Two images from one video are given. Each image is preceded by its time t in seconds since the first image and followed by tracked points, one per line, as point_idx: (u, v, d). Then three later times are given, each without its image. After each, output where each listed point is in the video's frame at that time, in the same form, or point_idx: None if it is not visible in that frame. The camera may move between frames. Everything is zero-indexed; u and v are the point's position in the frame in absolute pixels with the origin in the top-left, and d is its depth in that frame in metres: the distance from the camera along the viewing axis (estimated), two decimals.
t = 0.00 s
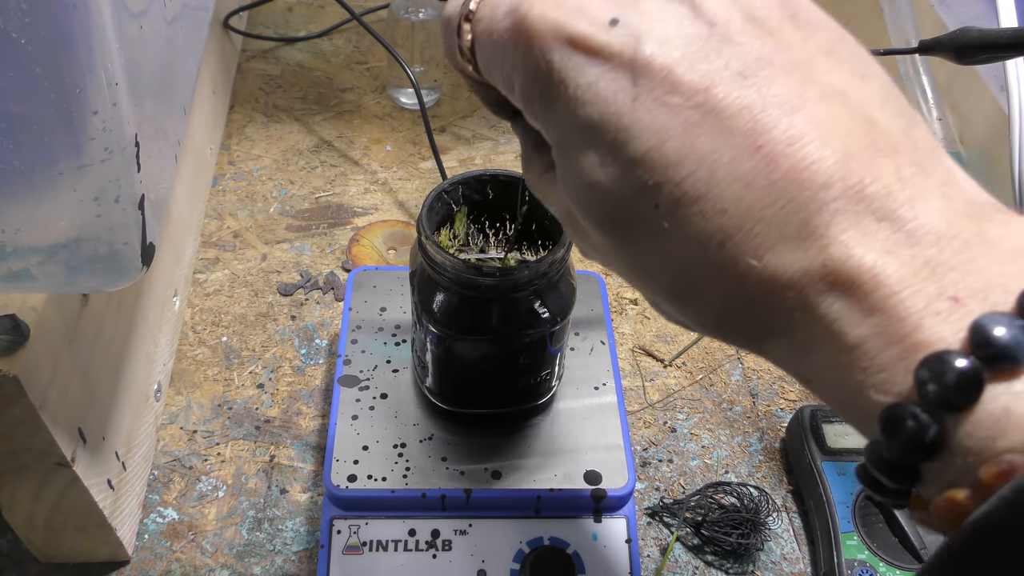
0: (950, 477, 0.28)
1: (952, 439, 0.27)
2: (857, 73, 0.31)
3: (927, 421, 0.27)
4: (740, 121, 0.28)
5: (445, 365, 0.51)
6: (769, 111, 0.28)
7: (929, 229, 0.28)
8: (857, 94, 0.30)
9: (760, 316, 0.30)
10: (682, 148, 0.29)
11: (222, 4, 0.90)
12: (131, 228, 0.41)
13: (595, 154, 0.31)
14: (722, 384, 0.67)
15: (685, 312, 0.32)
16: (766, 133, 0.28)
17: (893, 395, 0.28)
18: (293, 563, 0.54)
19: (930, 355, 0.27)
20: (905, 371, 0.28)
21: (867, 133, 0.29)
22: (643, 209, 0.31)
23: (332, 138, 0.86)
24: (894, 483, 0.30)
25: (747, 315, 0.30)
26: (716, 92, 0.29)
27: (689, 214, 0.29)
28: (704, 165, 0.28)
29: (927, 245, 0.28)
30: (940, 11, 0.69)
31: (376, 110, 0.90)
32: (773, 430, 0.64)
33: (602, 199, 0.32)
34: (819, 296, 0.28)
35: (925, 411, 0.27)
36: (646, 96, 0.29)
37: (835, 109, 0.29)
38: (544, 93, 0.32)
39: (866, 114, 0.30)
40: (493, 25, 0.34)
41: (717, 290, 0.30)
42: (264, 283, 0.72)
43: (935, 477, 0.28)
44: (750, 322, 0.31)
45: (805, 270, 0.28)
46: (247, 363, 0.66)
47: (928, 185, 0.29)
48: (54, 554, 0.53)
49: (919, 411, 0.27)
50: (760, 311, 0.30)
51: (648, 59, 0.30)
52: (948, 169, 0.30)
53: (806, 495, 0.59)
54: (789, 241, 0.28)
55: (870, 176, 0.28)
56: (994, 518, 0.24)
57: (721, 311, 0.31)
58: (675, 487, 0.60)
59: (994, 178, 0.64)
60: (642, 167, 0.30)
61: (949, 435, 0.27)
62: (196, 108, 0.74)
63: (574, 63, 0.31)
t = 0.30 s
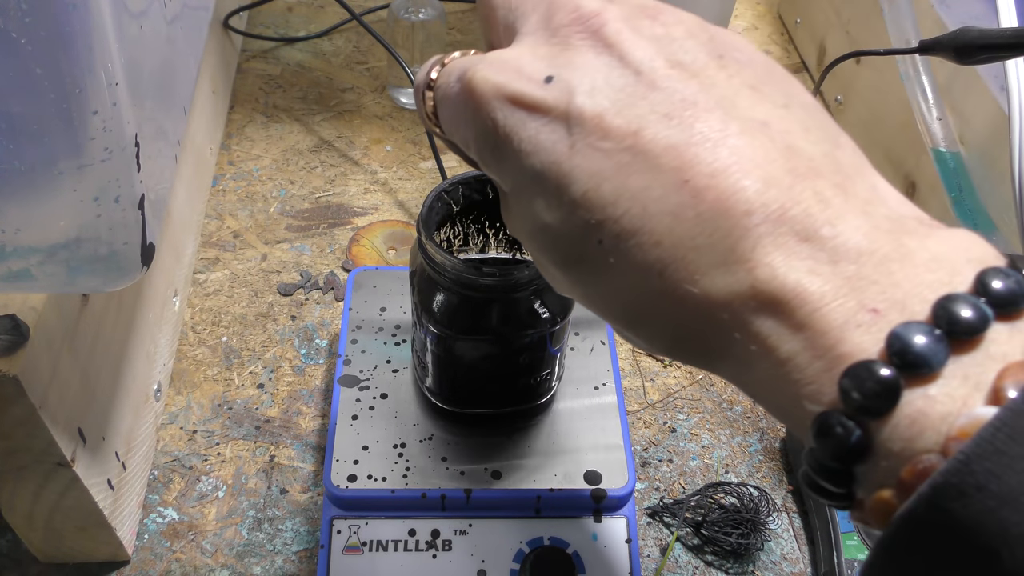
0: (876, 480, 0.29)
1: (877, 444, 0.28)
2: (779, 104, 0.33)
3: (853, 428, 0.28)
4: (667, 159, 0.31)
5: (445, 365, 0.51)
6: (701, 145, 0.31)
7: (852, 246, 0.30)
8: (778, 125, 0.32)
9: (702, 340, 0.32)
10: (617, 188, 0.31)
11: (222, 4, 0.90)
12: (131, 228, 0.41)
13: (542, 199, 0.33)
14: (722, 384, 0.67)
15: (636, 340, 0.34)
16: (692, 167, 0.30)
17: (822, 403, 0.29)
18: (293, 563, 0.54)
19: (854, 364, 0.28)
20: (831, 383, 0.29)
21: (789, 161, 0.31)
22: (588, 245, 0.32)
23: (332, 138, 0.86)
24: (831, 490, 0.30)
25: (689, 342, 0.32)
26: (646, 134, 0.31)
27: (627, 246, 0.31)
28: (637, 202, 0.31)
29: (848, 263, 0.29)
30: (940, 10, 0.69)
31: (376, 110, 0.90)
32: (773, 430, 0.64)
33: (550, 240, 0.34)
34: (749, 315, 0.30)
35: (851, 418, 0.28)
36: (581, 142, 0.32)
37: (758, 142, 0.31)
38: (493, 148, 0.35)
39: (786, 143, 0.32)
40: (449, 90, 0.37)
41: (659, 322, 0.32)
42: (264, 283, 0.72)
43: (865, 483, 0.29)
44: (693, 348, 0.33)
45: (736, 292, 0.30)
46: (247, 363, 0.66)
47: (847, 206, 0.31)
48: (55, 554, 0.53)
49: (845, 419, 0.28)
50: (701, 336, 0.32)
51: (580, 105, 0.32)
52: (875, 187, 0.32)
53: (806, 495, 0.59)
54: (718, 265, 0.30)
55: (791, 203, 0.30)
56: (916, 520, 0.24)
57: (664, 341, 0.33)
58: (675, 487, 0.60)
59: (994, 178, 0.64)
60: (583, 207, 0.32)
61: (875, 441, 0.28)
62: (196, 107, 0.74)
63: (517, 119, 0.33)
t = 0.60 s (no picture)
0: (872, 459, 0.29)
1: (872, 420, 0.29)
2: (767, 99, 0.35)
3: (848, 404, 0.28)
4: (659, 136, 0.31)
5: (445, 365, 0.51)
6: (688, 126, 0.31)
7: (842, 225, 0.30)
8: (767, 112, 0.34)
9: (690, 316, 0.33)
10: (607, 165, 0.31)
11: (222, 4, 0.90)
12: (131, 228, 0.41)
13: (534, 179, 0.33)
14: (722, 384, 0.67)
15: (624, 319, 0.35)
16: (681, 143, 0.31)
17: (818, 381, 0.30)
18: (293, 563, 0.54)
19: (849, 341, 0.29)
20: (826, 355, 0.30)
21: (777, 144, 0.32)
22: (578, 223, 0.32)
23: (332, 138, 0.86)
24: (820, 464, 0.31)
25: (677, 319, 0.33)
26: (637, 116, 0.32)
27: (617, 222, 0.31)
28: (629, 175, 0.31)
29: (842, 239, 0.30)
30: (940, 10, 0.69)
31: (375, 110, 0.90)
32: (773, 430, 0.64)
33: (538, 223, 0.34)
34: (744, 292, 0.31)
35: (846, 395, 0.29)
36: (576, 123, 0.32)
37: (750, 125, 0.33)
38: (489, 136, 0.35)
39: (777, 129, 0.33)
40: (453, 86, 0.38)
41: (647, 300, 0.33)
42: (264, 283, 0.72)
43: (857, 459, 0.30)
44: (681, 324, 0.33)
45: (729, 270, 0.31)
46: (247, 363, 0.66)
47: (840, 187, 0.32)
48: (55, 555, 0.53)
49: (841, 394, 0.29)
50: (690, 313, 0.33)
51: (574, 91, 0.33)
52: (863, 176, 0.33)
53: (806, 495, 0.59)
54: (710, 240, 0.31)
55: (781, 178, 0.31)
56: (911, 503, 0.24)
57: (653, 318, 0.34)
58: (675, 487, 0.60)
59: (994, 178, 0.64)
60: (573, 184, 0.32)
61: (868, 417, 0.29)
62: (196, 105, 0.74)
63: (510, 105, 0.34)
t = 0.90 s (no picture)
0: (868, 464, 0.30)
1: (870, 426, 0.29)
2: (800, 110, 0.35)
3: (851, 409, 0.29)
4: (688, 138, 0.32)
5: (445, 364, 0.51)
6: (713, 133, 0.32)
7: (855, 237, 0.31)
8: (796, 124, 0.34)
9: (701, 315, 0.32)
10: (637, 159, 0.31)
11: (222, 5, 0.90)
12: (131, 228, 0.41)
13: (562, 164, 0.33)
14: (722, 385, 0.67)
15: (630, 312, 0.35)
16: (708, 147, 0.31)
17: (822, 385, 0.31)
18: (293, 563, 0.54)
19: (854, 348, 0.29)
20: (834, 360, 0.30)
21: (804, 158, 0.32)
22: (599, 216, 0.32)
23: (332, 138, 0.86)
24: (820, 468, 0.31)
25: (687, 315, 0.33)
26: (670, 114, 0.32)
27: (640, 216, 0.31)
28: (656, 171, 0.31)
29: (855, 251, 0.31)
30: (940, 10, 0.69)
31: (376, 110, 0.90)
32: (773, 430, 0.64)
33: (559, 207, 0.34)
34: (757, 296, 0.31)
35: (849, 399, 0.29)
36: (607, 114, 0.32)
37: (778, 136, 0.33)
38: (522, 116, 0.35)
39: (805, 141, 0.33)
40: (487, 65, 0.38)
41: (660, 296, 0.32)
42: (264, 283, 0.72)
43: (858, 462, 0.30)
44: (690, 324, 0.33)
45: (744, 273, 0.31)
46: (247, 363, 0.66)
47: (856, 204, 0.32)
48: (55, 555, 0.53)
49: (844, 399, 0.29)
50: (700, 309, 0.32)
51: (610, 87, 0.33)
52: (882, 193, 0.33)
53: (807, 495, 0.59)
54: (729, 244, 0.31)
55: (802, 192, 0.31)
56: (909, 505, 0.25)
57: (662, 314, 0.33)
58: (675, 487, 0.60)
59: (995, 178, 0.64)
60: (601, 174, 0.32)
61: (867, 423, 0.29)
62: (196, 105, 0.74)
63: (547, 89, 0.34)
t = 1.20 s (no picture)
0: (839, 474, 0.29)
1: (841, 434, 0.29)
2: (776, 132, 0.35)
3: (820, 418, 0.29)
4: (661, 159, 0.32)
5: (445, 364, 0.51)
6: (688, 156, 0.32)
7: (825, 252, 0.31)
8: (770, 143, 0.34)
9: (678, 331, 0.33)
10: (615, 179, 0.33)
11: (222, 5, 0.90)
12: (132, 228, 0.41)
13: (546, 185, 0.35)
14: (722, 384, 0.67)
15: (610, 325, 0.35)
16: (681, 166, 0.32)
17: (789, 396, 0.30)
18: (293, 563, 0.54)
19: (823, 359, 0.29)
20: (802, 372, 0.30)
21: (773, 175, 0.33)
22: (580, 234, 0.34)
23: (332, 138, 0.86)
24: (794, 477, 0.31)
25: (663, 326, 0.33)
26: (646, 137, 0.33)
27: (616, 234, 0.32)
28: (631, 191, 0.32)
29: (824, 265, 0.31)
30: (940, 10, 0.69)
31: (376, 110, 0.90)
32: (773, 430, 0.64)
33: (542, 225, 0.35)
34: (726, 307, 0.31)
35: (818, 409, 0.29)
36: (588, 137, 0.34)
37: (751, 157, 0.33)
38: (510, 137, 0.37)
39: (775, 160, 0.33)
40: (479, 90, 0.40)
41: (639, 312, 0.33)
42: (264, 283, 0.72)
43: (830, 472, 0.30)
44: (666, 335, 0.33)
45: (715, 288, 0.31)
46: (247, 363, 0.66)
47: (826, 220, 0.32)
48: (56, 555, 0.53)
49: (813, 409, 0.29)
50: (676, 325, 0.33)
51: (590, 110, 0.35)
52: (854, 210, 0.34)
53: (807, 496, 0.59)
54: (699, 259, 0.31)
55: (771, 210, 0.31)
56: (877, 510, 0.25)
57: (640, 328, 0.34)
58: (675, 487, 0.60)
59: (995, 178, 0.64)
60: (581, 194, 0.33)
61: (837, 431, 0.29)
62: (196, 104, 0.74)
63: (533, 114, 0.36)
